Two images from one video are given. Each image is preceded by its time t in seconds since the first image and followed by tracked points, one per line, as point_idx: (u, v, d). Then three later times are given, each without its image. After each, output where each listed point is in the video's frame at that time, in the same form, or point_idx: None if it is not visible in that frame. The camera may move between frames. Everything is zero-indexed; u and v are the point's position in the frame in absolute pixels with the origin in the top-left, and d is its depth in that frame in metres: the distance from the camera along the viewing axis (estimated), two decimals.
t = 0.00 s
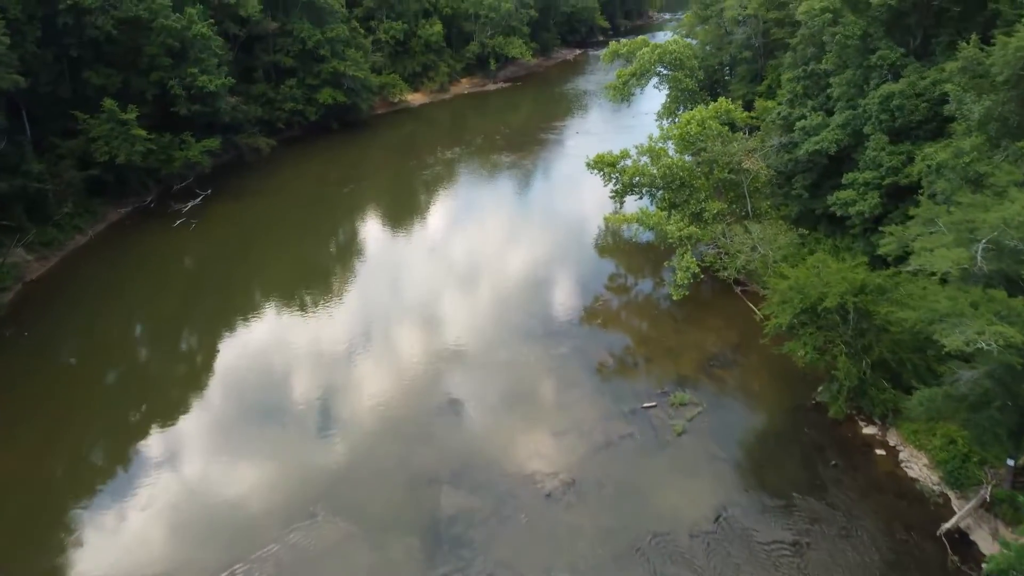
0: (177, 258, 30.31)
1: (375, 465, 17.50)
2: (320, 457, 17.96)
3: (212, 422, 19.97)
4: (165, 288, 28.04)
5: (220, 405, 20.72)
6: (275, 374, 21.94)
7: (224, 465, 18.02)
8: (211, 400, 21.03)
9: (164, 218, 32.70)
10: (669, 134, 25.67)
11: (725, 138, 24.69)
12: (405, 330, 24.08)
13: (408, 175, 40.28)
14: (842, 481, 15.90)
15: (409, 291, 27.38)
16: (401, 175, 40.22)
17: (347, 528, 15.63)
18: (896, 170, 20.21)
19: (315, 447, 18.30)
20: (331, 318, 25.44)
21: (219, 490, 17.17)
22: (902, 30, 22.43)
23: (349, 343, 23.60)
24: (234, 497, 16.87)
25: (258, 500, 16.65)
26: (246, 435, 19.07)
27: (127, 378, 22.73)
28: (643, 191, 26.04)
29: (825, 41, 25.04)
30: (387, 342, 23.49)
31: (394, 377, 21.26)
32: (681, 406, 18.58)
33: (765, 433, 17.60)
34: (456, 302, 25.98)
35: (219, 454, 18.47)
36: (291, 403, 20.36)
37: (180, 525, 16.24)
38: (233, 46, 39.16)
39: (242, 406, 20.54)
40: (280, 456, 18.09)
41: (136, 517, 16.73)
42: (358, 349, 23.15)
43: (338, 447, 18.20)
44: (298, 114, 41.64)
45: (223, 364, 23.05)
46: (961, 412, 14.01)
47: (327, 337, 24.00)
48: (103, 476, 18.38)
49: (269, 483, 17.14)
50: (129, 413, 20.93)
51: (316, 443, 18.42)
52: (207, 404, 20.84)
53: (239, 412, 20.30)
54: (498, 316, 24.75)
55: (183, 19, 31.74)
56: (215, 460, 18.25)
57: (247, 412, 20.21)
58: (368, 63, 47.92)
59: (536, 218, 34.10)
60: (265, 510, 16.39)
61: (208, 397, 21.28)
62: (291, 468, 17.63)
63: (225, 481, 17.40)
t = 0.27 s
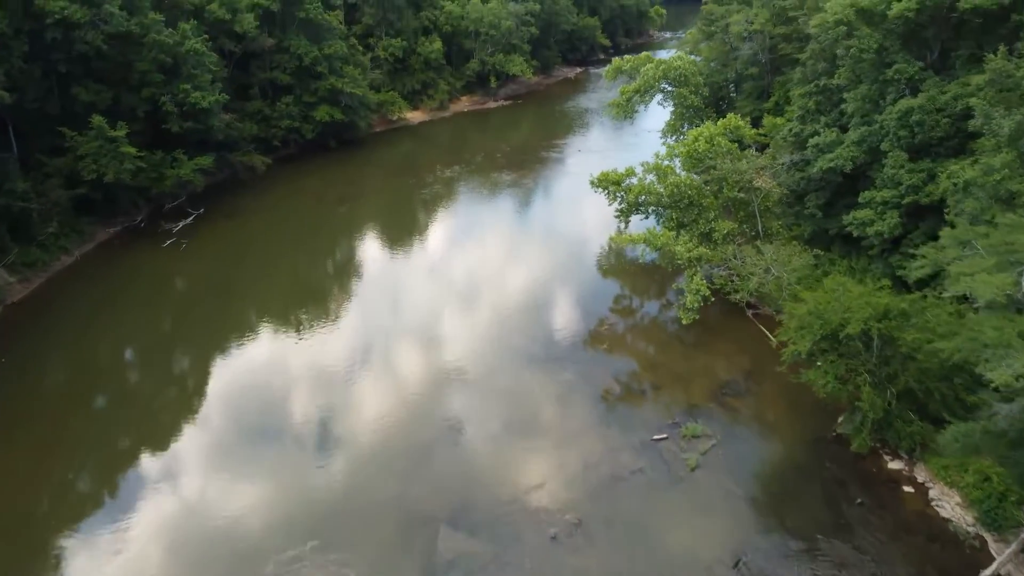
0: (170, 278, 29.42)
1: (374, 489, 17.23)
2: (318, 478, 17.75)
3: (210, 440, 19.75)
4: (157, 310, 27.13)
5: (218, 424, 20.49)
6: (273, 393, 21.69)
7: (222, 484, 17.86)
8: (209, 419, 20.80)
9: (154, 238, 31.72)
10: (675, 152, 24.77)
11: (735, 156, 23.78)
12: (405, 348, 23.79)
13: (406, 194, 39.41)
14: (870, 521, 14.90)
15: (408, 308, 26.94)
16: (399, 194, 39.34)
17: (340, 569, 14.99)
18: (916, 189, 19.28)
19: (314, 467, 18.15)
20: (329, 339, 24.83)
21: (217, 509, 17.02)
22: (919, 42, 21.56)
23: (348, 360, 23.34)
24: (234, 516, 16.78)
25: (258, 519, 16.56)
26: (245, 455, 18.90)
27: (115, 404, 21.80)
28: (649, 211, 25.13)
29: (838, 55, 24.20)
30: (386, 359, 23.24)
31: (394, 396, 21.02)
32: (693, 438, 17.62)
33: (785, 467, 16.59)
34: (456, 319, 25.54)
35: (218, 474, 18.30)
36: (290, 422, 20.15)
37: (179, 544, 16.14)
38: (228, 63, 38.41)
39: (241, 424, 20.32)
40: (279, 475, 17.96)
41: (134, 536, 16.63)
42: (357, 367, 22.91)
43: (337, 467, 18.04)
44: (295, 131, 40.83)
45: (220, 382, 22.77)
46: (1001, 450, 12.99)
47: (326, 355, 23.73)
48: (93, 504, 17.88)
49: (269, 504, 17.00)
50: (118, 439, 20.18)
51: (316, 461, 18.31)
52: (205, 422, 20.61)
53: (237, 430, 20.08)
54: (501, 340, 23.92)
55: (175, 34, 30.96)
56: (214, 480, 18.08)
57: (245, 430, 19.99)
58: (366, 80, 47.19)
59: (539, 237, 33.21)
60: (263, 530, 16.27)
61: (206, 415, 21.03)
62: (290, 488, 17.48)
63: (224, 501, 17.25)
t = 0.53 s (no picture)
0: (163, 299, 28.55)
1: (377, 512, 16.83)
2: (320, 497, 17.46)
3: (209, 459, 19.37)
4: (149, 334, 26.26)
5: (216, 442, 20.09)
6: (272, 410, 21.30)
7: (221, 503, 17.54)
8: (207, 437, 20.40)
9: (142, 259, 30.74)
10: (683, 169, 23.88)
11: (745, 173, 22.86)
12: (405, 366, 23.38)
13: (405, 212, 38.52)
14: (900, 567, 13.89)
15: (408, 326, 26.41)
16: (398, 213, 38.45)
17: None
18: (939, 208, 18.33)
19: (314, 487, 17.84)
20: (328, 360, 24.13)
21: (216, 529, 16.72)
22: (938, 56, 20.71)
23: (347, 377, 22.94)
24: (232, 536, 16.47)
25: (256, 541, 16.25)
26: (245, 473, 18.55)
27: (103, 434, 20.93)
28: (656, 230, 24.19)
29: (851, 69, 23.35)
30: (386, 377, 22.83)
31: (395, 416, 20.62)
32: (707, 473, 16.67)
33: (806, 506, 15.61)
34: (457, 338, 25.00)
35: (216, 493, 17.96)
36: (289, 440, 19.79)
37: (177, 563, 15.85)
38: (223, 80, 37.65)
39: (239, 442, 19.93)
40: (279, 495, 17.67)
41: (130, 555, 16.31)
42: (356, 384, 22.53)
43: (337, 488, 17.72)
44: (291, 149, 40.00)
45: (216, 398, 22.34)
46: None
47: (325, 372, 23.32)
48: (79, 531, 17.42)
49: (267, 525, 16.69)
50: (105, 463, 19.65)
51: (315, 481, 18.00)
52: (203, 441, 20.21)
53: (235, 448, 19.69)
54: (505, 366, 23.06)
55: (168, 49, 30.18)
56: (212, 499, 17.73)
57: (244, 449, 19.61)
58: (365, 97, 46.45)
59: (542, 255, 32.26)
60: (266, 548, 16.01)
61: (203, 433, 20.63)
62: (292, 507, 17.21)
63: (222, 521, 16.94)
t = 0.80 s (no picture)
0: (154, 319, 27.65)
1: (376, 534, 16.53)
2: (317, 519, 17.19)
3: (208, 479, 19.02)
4: (140, 355, 25.34)
5: (214, 461, 19.72)
6: (272, 427, 20.99)
7: (220, 524, 17.28)
8: (206, 456, 20.02)
9: (130, 279, 29.76)
10: (692, 186, 22.97)
11: (757, 189, 21.92)
12: (405, 384, 22.97)
13: (403, 230, 37.63)
14: None
15: (408, 343, 25.91)
16: (396, 231, 37.56)
17: None
18: (964, 225, 17.36)
19: (313, 508, 17.57)
20: (327, 381, 23.47)
21: (214, 550, 16.51)
22: (958, 67, 19.87)
23: (346, 394, 22.58)
24: (229, 557, 16.25)
25: (253, 563, 16.02)
26: (244, 492, 18.29)
27: (88, 463, 20.02)
28: (664, 250, 23.25)
29: (866, 82, 22.52)
30: (387, 395, 22.44)
31: (395, 436, 20.20)
32: (726, 511, 15.75)
33: (834, 547, 14.66)
34: (458, 357, 24.45)
35: (215, 512, 17.71)
36: (288, 457, 19.55)
37: None
38: (217, 95, 36.85)
39: (237, 462, 19.56)
40: (277, 515, 17.43)
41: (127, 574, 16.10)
42: (355, 401, 22.21)
43: (337, 508, 17.43)
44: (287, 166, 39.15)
45: (213, 416, 21.90)
46: None
47: (324, 391, 22.90)
48: (64, 560, 16.77)
49: (265, 546, 16.46)
50: (91, 492, 18.91)
51: (314, 501, 17.76)
52: (201, 460, 19.84)
53: (234, 468, 19.33)
54: (509, 389, 22.18)
55: (160, 63, 29.39)
56: (211, 518, 17.48)
57: (243, 468, 19.25)
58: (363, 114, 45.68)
59: (546, 274, 31.30)
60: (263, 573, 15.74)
61: (202, 451, 20.25)
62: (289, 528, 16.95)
63: (219, 541, 16.72)
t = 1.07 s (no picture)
0: (145, 339, 26.66)
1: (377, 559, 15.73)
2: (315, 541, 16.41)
3: (204, 498, 18.30)
4: (130, 376, 24.35)
5: (211, 480, 19.00)
6: (269, 446, 20.26)
7: (216, 546, 16.52)
8: (202, 474, 19.28)
9: (116, 299, 28.70)
10: (701, 203, 22.06)
11: (771, 206, 20.98)
12: (406, 401, 22.24)
13: (401, 248, 36.68)
14: None
15: (407, 360, 25.16)
16: (394, 248, 36.62)
17: None
18: (993, 243, 16.37)
19: (313, 527, 16.85)
20: (324, 400, 22.60)
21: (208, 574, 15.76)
22: (980, 77, 19.00)
23: (345, 413, 21.81)
24: None
25: None
26: (240, 513, 17.56)
27: (72, 489, 18.99)
28: (672, 269, 22.28)
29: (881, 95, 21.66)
30: (386, 412, 21.70)
31: (396, 455, 19.46)
32: (745, 550, 14.65)
33: None
34: (460, 375, 23.68)
35: (211, 533, 16.99)
36: (286, 476, 18.83)
37: None
38: (211, 111, 36.06)
39: (235, 480, 18.85)
40: (275, 537, 16.68)
41: None
42: (354, 419, 21.45)
43: (336, 530, 16.69)
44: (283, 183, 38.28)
45: (206, 435, 21.08)
46: None
47: (322, 408, 22.14)
48: None
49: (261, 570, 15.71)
50: (76, 518, 17.95)
51: (313, 522, 17.01)
52: (198, 478, 19.12)
53: (232, 487, 18.62)
54: (513, 411, 21.27)
55: (151, 77, 28.56)
56: (206, 540, 16.75)
57: (240, 487, 18.54)
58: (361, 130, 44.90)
59: (549, 292, 30.35)
60: None
61: (199, 469, 19.54)
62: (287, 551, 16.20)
63: (215, 565, 15.98)
